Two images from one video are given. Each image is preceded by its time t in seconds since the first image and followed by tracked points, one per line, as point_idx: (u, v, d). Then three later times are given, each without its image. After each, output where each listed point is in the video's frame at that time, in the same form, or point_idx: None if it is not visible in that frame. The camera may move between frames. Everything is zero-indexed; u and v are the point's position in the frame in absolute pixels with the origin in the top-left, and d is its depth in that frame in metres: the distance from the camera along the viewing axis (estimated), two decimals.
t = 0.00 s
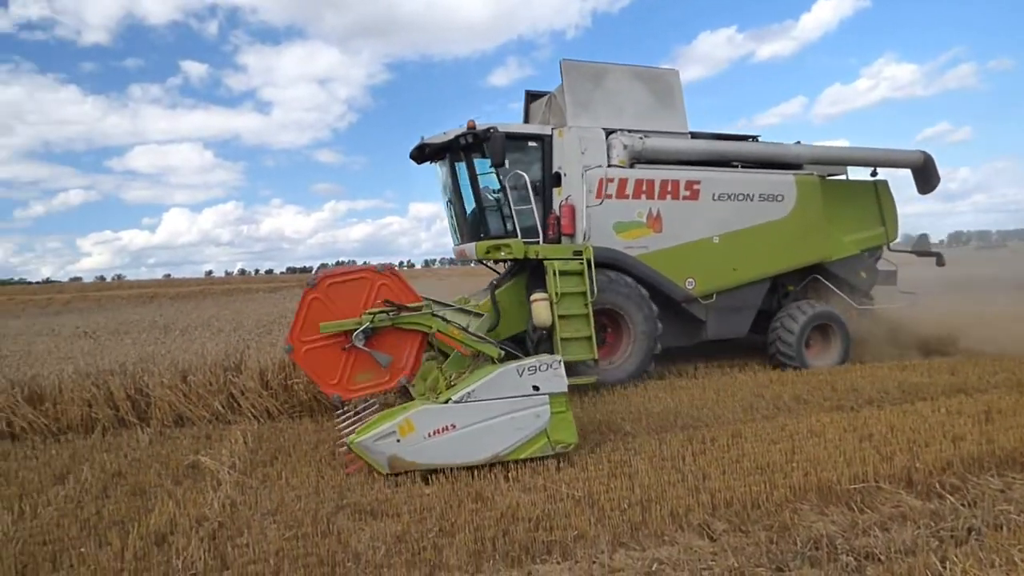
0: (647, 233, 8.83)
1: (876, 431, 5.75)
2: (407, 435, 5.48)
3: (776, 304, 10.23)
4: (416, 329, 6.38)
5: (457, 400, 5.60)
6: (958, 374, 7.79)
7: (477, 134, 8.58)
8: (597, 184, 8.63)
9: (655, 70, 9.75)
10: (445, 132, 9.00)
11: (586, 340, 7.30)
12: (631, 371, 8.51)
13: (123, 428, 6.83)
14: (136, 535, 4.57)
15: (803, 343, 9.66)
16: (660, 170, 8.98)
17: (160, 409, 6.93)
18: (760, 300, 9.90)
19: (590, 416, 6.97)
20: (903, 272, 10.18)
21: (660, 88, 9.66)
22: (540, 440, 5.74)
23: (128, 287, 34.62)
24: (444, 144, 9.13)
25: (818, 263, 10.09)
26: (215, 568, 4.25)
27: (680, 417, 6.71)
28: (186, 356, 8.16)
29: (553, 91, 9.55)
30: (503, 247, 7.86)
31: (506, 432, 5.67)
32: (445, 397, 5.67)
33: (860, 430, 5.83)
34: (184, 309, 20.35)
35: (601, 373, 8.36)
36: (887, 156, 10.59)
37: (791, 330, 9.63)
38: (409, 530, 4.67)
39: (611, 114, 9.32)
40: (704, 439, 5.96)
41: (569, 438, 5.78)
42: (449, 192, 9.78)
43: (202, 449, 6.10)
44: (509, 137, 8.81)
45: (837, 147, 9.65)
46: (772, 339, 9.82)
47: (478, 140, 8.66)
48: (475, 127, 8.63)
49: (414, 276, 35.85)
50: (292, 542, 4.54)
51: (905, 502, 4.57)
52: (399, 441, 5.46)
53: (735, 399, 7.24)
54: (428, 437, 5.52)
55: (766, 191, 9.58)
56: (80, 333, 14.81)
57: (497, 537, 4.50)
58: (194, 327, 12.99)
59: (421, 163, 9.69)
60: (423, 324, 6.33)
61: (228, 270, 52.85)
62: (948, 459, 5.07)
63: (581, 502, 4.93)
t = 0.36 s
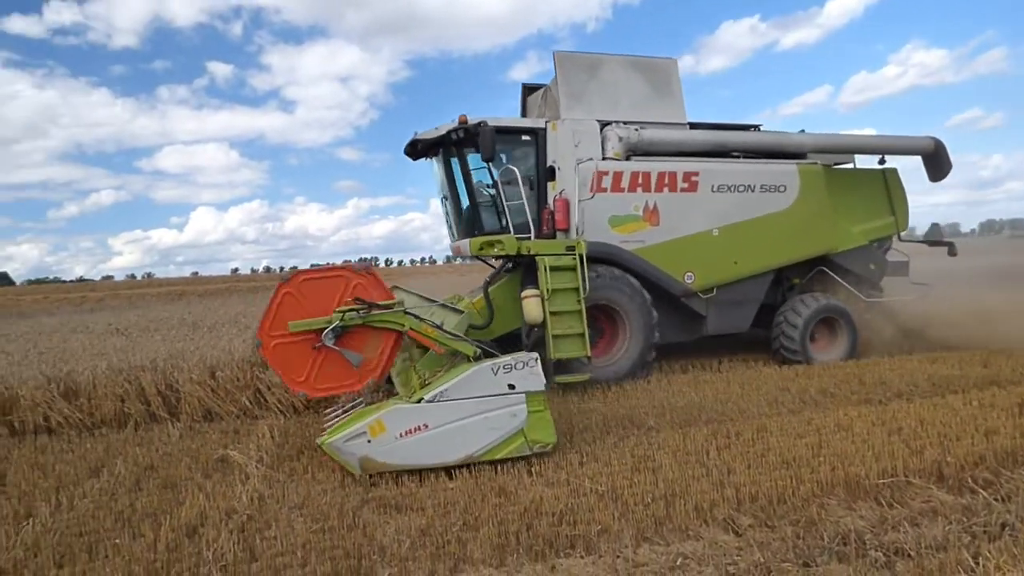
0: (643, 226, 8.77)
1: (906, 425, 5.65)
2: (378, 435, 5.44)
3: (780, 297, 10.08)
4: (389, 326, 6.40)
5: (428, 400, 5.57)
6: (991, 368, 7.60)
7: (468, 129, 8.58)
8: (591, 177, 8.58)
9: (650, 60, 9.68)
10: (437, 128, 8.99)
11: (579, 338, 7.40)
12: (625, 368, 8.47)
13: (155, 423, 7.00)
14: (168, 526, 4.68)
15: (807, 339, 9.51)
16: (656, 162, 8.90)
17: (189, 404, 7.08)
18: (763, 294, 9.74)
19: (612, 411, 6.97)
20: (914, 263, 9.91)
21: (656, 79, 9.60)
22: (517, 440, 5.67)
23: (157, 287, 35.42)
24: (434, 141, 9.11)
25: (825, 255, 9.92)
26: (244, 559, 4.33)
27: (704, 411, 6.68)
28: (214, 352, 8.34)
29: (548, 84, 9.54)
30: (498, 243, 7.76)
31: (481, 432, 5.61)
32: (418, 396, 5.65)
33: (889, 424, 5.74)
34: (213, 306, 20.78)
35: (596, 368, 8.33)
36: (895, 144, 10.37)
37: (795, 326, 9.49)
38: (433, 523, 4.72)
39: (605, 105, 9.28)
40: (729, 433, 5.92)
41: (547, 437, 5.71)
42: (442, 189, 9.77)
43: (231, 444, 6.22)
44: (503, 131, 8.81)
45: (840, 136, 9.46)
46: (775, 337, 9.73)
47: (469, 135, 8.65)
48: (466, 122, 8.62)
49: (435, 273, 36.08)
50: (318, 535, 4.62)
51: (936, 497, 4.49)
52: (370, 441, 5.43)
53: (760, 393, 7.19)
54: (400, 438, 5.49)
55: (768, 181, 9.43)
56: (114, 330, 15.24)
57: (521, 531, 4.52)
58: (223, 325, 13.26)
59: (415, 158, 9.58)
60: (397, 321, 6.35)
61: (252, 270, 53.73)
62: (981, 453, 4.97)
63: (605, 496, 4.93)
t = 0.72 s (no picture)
0: (644, 223, 8.66)
1: (941, 427, 5.54)
2: (350, 435, 5.42)
3: (790, 297, 9.91)
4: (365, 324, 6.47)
5: (403, 399, 5.52)
6: None
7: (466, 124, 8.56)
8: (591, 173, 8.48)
9: (654, 53, 9.55)
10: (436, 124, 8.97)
11: (574, 335, 7.71)
12: (624, 369, 8.40)
13: (189, 414, 7.18)
14: (202, 514, 4.80)
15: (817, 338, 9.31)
16: (659, 157, 8.78)
17: (224, 395, 7.26)
18: (770, 293, 9.57)
19: (637, 408, 6.95)
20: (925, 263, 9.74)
21: (660, 72, 9.48)
22: (494, 440, 5.65)
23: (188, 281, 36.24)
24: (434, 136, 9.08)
25: (837, 253, 9.71)
26: (275, 548, 4.42)
27: (732, 410, 6.63)
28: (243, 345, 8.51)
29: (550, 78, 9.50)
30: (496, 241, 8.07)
31: (458, 430, 5.58)
32: (393, 394, 5.62)
33: (922, 425, 5.62)
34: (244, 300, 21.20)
35: (595, 368, 8.27)
36: (911, 139, 10.10)
37: (802, 325, 9.28)
38: (459, 517, 4.76)
39: (606, 100, 9.19)
40: (758, 432, 5.86)
41: (528, 439, 5.70)
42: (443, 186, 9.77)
43: (262, 435, 6.34)
44: (502, 126, 8.79)
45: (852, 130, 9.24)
46: (781, 337, 9.57)
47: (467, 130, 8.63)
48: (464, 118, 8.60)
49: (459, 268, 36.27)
50: (346, 526, 4.69)
51: (971, 502, 4.39)
52: (342, 440, 5.40)
53: (789, 391, 7.12)
54: (374, 437, 5.45)
55: (775, 177, 9.26)
56: (151, 322, 15.65)
57: (546, 527, 4.54)
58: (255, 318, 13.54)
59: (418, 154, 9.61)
60: (373, 320, 6.40)
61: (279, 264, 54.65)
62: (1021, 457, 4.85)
63: (631, 494, 4.91)
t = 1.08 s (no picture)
0: (634, 220, 8.61)
1: (961, 430, 5.47)
2: (309, 429, 5.43)
3: (788, 297, 9.80)
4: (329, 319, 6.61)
5: (363, 394, 5.53)
6: None
7: (455, 120, 8.52)
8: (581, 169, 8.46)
9: (649, 47, 9.44)
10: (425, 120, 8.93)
11: (558, 334, 7.78)
12: (610, 367, 8.45)
13: (209, 405, 7.29)
14: (221, 503, 4.89)
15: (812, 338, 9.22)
16: (650, 153, 8.72)
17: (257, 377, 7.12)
18: (766, 293, 9.46)
19: (651, 406, 6.93)
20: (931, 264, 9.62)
21: (653, 67, 9.38)
22: (456, 437, 5.63)
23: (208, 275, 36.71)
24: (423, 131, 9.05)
25: (836, 252, 9.60)
26: (292, 537, 4.50)
27: (749, 409, 6.60)
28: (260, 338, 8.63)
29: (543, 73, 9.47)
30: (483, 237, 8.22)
31: (419, 427, 5.58)
32: (355, 390, 5.64)
33: (943, 429, 5.55)
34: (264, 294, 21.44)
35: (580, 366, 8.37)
36: (915, 136, 9.94)
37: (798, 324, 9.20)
38: (473, 511, 4.80)
39: (599, 95, 9.12)
40: (775, 432, 5.84)
41: (491, 438, 5.67)
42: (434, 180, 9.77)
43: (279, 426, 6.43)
44: (493, 123, 8.87)
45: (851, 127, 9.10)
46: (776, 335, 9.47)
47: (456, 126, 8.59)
48: (452, 114, 8.56)
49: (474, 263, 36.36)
50: (361, 518, 4.75)
51: (992, 506, 4.34)
52: (302, 434, 5.42)
53: (808, 391, 7.07)
54: (333, 432, 5.46)
55: (771, 174, 9.15)
56: (174, 315, 15.90)
57: (560, 523, 4.56)
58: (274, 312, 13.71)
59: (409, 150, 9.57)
60: (335, 315, 6.52)
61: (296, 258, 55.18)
62: None
63: (645, 492, 4.91)
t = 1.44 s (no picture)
0: (619, 219, 8.59)
1: (976, 434, 5.42)
2: (263, 423, 5.41)
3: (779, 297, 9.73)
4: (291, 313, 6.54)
5: (319, 388, 5.52)
6: None
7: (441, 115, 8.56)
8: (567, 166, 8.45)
9: (641, 43, 9.39)
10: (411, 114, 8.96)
11: (538, 332, 7.87)
12: (591, 366, 8.41)
13: (224, 396, 7.38)
14: (235, 493, 4.95)
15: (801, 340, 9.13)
16: (639, 151, 8.67)
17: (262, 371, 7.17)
18: (755, 294, 9.39)
19: (661, 404, 6.92)
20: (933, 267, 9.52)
21: (644, 63, 9.33)
22: (413, 434, 5.57)
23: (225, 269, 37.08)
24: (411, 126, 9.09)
25: (828, 253, 9.51)
26: (304, 528, 4.54)
27: (760, 409, 6.58)
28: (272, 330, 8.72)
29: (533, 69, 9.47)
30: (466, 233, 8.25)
31: (375, 424, 5.54)
32: (310, 385, 5.59)
33: (957, 432, 5.51)
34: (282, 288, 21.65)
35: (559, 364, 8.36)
36: (914, 136, 9.83)
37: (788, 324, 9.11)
38: (483, 506, 4.82)
39: (588, 91, 9.08)
40: (788, 432, 5.84)
41: (450, 436, 5.60)
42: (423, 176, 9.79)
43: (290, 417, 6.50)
44: (474, 119, 8.87)
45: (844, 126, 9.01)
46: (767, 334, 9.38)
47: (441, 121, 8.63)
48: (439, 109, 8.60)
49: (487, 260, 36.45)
50: (373, 510, 4.79)
51: (1007, 511, 4.31)
52: (255, 429, 5.41)
53: (821, 392, 7.03)
54: (286, 427, 5.44)
55: (762, 174, 9.08)
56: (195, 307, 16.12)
57: (570, 519, 4.57)
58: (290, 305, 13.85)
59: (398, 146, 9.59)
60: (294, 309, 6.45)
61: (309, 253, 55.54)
62: None
63: (655, 490, 4.91)
